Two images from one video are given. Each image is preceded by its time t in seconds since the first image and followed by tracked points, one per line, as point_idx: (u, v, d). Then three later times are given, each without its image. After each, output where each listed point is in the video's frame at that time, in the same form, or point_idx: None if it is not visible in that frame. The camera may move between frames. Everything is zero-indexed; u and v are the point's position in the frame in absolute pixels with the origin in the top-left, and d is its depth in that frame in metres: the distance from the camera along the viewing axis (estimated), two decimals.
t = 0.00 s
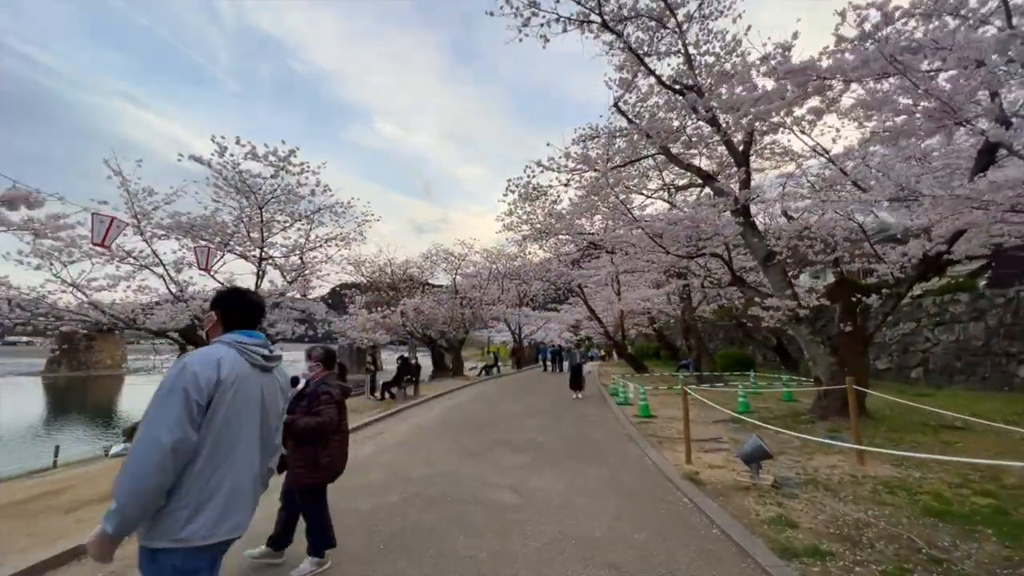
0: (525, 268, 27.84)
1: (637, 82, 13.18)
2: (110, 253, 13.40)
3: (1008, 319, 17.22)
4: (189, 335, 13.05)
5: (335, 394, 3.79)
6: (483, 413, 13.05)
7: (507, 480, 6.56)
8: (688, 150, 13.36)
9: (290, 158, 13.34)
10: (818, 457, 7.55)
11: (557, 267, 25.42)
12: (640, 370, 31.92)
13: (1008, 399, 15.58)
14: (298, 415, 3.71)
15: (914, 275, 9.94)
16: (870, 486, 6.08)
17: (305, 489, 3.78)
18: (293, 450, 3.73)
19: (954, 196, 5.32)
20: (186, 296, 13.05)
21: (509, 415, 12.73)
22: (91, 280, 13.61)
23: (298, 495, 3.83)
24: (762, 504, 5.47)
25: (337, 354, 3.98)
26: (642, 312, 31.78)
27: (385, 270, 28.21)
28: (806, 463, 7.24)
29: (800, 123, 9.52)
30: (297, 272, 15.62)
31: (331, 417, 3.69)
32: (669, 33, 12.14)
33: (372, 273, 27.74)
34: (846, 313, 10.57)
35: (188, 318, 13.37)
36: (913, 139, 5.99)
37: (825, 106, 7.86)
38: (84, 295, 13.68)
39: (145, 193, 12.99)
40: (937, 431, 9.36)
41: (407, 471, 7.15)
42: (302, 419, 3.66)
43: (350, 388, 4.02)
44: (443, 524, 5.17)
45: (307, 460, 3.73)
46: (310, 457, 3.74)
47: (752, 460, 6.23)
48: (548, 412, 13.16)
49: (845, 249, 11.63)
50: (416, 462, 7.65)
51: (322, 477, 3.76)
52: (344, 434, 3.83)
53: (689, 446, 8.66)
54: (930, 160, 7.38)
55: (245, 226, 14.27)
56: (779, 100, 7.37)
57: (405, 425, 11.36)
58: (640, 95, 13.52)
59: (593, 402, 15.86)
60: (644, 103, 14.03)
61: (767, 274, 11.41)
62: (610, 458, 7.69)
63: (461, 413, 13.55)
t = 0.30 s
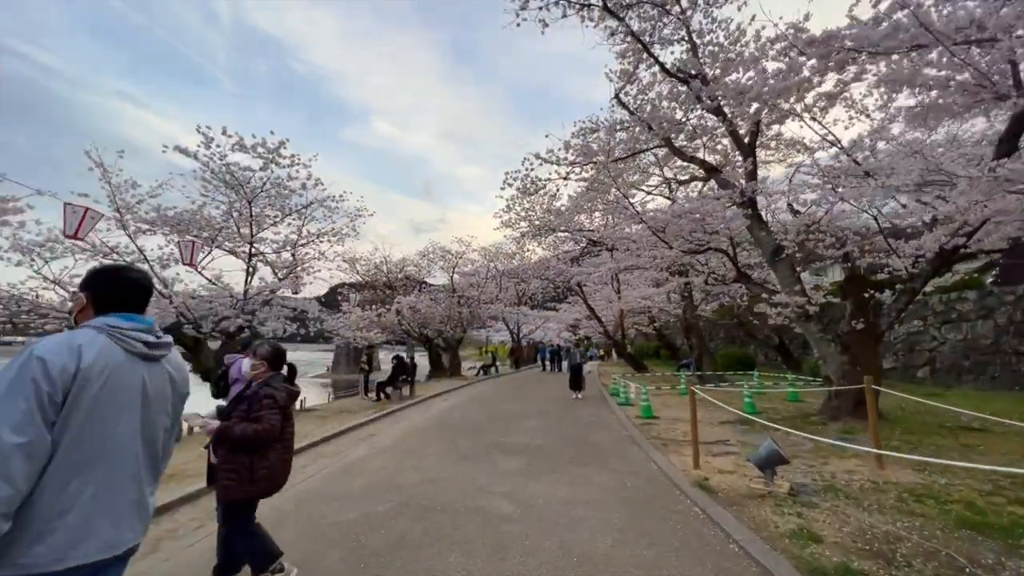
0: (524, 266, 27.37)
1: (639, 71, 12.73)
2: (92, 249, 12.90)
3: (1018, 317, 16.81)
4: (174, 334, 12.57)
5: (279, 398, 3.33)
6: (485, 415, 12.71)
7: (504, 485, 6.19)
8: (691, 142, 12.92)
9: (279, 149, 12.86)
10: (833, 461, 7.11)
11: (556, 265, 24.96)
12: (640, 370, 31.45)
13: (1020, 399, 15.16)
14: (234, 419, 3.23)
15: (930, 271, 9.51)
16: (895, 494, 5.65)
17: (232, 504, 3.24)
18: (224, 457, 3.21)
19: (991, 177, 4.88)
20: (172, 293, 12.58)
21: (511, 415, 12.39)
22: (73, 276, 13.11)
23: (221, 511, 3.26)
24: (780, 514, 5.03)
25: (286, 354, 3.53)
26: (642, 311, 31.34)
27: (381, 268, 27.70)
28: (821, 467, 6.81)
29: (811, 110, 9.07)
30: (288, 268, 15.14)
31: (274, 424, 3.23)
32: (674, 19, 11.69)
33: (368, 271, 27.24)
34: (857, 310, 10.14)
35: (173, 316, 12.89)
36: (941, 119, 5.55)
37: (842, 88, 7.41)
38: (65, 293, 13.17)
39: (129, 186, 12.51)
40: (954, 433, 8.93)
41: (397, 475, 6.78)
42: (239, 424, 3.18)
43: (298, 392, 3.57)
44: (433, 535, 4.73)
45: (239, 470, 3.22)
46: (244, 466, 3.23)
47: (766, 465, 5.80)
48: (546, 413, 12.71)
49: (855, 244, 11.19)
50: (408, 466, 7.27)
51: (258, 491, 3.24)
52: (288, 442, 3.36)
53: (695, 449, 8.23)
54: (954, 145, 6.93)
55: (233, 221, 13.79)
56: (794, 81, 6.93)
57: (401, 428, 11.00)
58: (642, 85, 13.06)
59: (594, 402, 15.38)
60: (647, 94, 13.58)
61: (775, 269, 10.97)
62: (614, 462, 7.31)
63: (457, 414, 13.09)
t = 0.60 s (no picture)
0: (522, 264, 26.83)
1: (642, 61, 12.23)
2: (72, 245, 12.36)
3: None
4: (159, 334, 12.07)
5: (215, 412, 2.84)
6: (485, 417, 12.27)
7: (500, 499, 5.72)
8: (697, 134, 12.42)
9: (268, 142, 12.35)
10: (855, 473, 6.62)
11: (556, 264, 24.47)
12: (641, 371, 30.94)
13: None
14: (160, 440, 2.70)
15: (951, 268, 9.02)
16: (931, 511, 5.16)
17: (151, 538, 2.67)
18: (147, 484, 2.67)
19: None
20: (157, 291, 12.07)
21: (512, 419, 11.97)
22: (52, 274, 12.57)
23: (132, 554, 2.67)
24: (807, 537, 4.54)
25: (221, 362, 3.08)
26: (642, 311, 30.85)
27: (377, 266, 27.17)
28: (844, 480, 6.31)
29: (826, 99, 8.61)
30: (280, 266, 14.64)
31: (211, 443, 2.71)
32: (679, 5, 11.19)
33: (363, 270, 26.70)
34: (873, 310, 9.65)
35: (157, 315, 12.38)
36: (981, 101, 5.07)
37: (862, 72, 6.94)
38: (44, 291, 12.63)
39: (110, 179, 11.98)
40: (977, 439, 8.43)
41: (385, 487, 6.31)
42: (167, 445, 2.65)
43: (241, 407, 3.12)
44: (422, 559, 4.25)
45: (166, 499, 2.67)
46: (171, 494, 2.69)
47: (788, 480, 5.31)
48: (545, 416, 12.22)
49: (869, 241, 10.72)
50: (399, 476, 6.80)
51: (186, 522, 2.70)
52: (225, 464, 2.82)
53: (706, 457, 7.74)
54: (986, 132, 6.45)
55: (221, 217, 13.28)
56: (814, 62, 6.43)
57: (397, 431, 10.54)
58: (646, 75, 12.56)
59: (595, 405, 14.87)
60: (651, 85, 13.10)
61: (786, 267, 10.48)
62: (621, 472, 6.81)
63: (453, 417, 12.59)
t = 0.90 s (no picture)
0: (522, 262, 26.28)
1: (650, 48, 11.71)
2: (53, 239, 11.80)
3: None
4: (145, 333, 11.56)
5: (123, 431, 2.40)
6: (486, 420, 11.78)
7: (503, 515, 5.22)
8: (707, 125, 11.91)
9: (259, 133, 11.82)
10: (889, 485, 6.09)
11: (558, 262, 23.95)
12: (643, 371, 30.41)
13: None
14: (49, 471, 2.26)
15: (980, 264, 8.52)
16: (982, 529, 4.65)
17: None
18: (31, 530, 2.26)
19: None
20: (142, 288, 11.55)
21: (514, 421, 11.50)
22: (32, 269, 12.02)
23: None
24: (853, 561, 4.02)
25: (128, 365, 2.68)
26: (644, 310, 30.33)
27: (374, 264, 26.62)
28: (877, 492, 5.80)
29: (848, 84, 8.11)
30: (273, 262, 14.12)
31: (115, 470, 2.31)
32: None
33: (361, 267, 26.15)
34: (896, 308, 9.15)
35: (141, 313, 11.84)
36: None
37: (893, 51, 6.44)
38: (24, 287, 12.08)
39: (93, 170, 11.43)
40: (1010, 446, 7.91)
41: (376, 498, 5.82)
42: (54, 479, 2.23)
43: (165, 418, 2.64)
44: None
45: (62, 544, 2.29)
46: (71, 537, 2.30)
47: (823, 495, 4.80)
48: (547, 419, 11.70)
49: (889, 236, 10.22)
50: (393, 485, 6.32)
51: (90, 565, 2.32)
52: (133, 496, 2.42)
53: (723, 465, 7.24)
54: None
55: (210, 211, 12.76)
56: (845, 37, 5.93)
57: (394, 435, 10.05)
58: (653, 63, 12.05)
59: (598, 406, 14.34)
60: (658, 75, 12.59)
61: (802, 263, 9.96)
62: (630, 483, 6.32)
63: (451, 419, 12.07)
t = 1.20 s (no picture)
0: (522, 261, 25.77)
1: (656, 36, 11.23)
2: (32, 235, 11.30)
3: None
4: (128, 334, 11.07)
5: None
6: (486, 423, 11.34)
7: (506, 534, 4.77)
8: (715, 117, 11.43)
9: (248, 125, 11.34)
10: (923, 499, 5.61)
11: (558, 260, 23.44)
12: (644, 372, 29.93)
13: None
14: None
15: (1009, 261, 8.04)
16: None
17: None
18: None
19: None
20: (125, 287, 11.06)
21: (514, 425, 11.07)
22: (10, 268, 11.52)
23: None
24: None
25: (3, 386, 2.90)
26: (646, 310, 29.85)
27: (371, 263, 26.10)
28: (912, 507, 5.32)
29: (869, 69, 7.63)
30: (264, 261, 13.62)
31: None
32: None
33: (357, 266, 25.64)
34: (917, 307, 8.67)
35: (124, 313, 11.34)
36: None
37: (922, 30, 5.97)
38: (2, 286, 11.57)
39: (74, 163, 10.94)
40: None
41: (366, 514, 5.35)
42: None
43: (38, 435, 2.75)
44: None
45: None
46: None
47: (860, 514, 4.31)
48: (549, 423, 11.23)
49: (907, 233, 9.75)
50: (384, 500, 5.85)
51: None
52: None
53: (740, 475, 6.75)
54: None
55: (198, 208, 12.27)
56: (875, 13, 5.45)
57: (388, 439, 9.60)
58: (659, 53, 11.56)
59: (601, 410, 13.85)
60: (664, 65, 12.11)
61: (817, 260, 9.48)
62: (641, 497, 5.83)
63: (449, 423, 11.60)
